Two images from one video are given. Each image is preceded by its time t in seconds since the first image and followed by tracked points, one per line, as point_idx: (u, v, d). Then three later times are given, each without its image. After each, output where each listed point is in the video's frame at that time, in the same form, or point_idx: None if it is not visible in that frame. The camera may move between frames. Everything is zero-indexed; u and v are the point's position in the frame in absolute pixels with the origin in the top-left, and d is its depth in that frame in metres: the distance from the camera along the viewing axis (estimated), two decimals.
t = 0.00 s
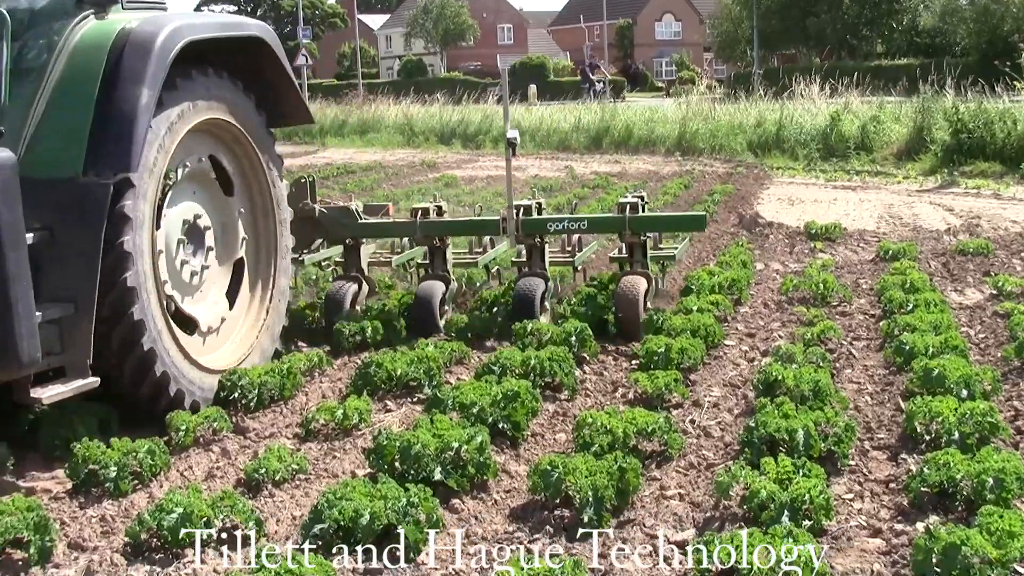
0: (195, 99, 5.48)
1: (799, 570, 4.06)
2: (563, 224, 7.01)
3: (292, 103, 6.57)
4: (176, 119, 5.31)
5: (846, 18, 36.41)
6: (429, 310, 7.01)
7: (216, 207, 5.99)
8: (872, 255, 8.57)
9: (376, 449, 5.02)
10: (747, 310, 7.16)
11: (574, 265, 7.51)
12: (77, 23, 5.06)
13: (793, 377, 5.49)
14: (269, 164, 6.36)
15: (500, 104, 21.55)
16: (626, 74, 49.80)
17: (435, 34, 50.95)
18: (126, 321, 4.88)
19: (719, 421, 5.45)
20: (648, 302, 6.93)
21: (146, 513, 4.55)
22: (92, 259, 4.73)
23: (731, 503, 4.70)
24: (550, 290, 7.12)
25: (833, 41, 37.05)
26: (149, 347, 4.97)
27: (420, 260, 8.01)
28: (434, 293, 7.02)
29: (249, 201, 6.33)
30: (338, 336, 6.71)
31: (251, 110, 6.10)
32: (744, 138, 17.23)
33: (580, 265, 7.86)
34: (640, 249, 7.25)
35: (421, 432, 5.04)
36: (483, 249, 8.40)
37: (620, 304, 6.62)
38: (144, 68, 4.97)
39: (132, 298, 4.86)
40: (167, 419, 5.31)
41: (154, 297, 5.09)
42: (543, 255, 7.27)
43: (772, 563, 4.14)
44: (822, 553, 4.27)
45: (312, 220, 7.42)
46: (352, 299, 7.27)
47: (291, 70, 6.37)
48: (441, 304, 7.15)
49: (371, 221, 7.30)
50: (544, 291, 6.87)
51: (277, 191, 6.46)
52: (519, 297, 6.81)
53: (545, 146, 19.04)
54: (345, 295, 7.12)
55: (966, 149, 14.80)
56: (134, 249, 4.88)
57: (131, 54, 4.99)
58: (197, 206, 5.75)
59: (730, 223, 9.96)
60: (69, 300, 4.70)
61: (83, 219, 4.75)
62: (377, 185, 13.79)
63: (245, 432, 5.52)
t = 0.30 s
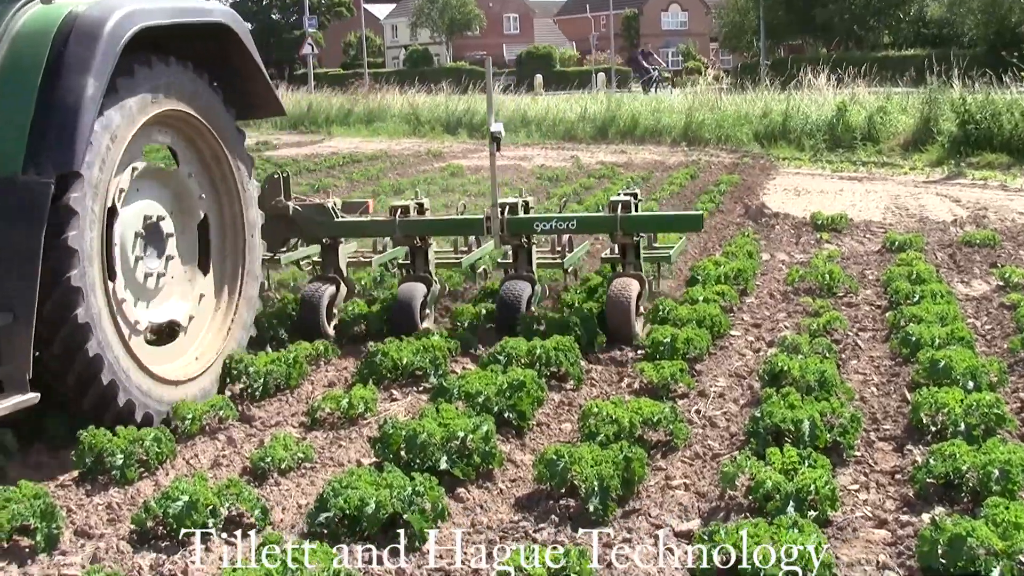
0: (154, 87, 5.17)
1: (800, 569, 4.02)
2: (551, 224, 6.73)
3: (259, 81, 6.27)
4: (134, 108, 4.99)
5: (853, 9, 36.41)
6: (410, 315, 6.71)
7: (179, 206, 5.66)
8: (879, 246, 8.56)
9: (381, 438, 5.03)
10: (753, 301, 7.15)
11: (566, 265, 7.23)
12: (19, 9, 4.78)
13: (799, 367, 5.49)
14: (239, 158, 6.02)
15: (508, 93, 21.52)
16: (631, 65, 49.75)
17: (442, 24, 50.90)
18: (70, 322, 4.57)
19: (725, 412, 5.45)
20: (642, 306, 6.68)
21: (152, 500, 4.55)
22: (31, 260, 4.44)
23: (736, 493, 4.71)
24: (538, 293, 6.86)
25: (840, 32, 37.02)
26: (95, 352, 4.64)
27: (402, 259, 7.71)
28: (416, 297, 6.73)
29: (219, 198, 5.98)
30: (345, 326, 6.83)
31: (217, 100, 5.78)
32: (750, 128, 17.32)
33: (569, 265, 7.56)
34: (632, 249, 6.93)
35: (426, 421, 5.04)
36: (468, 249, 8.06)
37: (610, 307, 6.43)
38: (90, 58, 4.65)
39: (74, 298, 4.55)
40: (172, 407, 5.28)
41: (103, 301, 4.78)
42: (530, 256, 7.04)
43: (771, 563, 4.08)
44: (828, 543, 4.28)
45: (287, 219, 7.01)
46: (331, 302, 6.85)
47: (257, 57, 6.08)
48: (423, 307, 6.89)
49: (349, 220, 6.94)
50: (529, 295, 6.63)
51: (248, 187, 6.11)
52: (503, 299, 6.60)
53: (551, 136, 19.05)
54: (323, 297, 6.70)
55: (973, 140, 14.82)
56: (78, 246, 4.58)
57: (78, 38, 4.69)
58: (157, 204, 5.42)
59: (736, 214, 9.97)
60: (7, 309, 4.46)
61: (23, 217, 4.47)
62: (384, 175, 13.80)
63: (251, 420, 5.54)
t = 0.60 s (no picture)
0: (110, 84, 4.74)
1: (800, 570, 4.01)
2: (541, 229, 6.44)
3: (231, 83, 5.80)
4: (85, 106, 4.57)
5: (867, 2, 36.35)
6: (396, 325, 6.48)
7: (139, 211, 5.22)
8: (892, 241, 8.55)
9: (395, 432, 5.04)
10: (766, 295, 7.15)
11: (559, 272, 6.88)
12: None
13: (812, 362, 5.49)
14: (209, 164, 5.58)
15: (520, 87, 21.55)
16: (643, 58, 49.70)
17: (453, 18, 50.90)
18: (10, 334, 4.22)
19: (738, 407, 5.45)
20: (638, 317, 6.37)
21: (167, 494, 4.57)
22: None
23: (750, 488, 4.71)
24: (530, 302, 6.61)
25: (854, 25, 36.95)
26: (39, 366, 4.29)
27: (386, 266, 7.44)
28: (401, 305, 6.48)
29: (185, 208, 5.54)
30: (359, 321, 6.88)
31: (183, 100, 5.33)
32: (764, 123, 17.37)
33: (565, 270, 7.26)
34: (629, 255, 6.61)
35: (440, 415, 5.05)
36: (457, 254, 7.73)
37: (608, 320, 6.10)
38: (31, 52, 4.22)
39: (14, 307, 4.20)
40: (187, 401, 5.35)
41: (49, 314, 4.38)
42: (521, 262, 6.72)
43: (771, 563, 4.07)
44: (842, 539, 4.28)
45: (263, 223, 6.75)
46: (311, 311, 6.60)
47: (228, 57, 5.63)
48: (407, 317, 6.63)
49: (329, 225, 6.67)
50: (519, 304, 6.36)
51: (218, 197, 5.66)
52: (493, 309, 6.32)
53: (564, 130, 19.06)
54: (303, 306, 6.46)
55: (988, 134, 14.80)
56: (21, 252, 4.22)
57: (17, 30, 4.24)
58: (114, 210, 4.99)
59: (749, 209, 9.97)
60: None
61: None
62: (398, 169, 13.84)
63: (264, 414, 5.58)
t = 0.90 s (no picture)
0: (66, 85, 4.43)
1: (799, 570, 3.99)
2: (535, 237, 6.04)
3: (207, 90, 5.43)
4: (37, 107, 4.27)
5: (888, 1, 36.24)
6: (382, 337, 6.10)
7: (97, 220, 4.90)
8: (914, 239, 8.52)
9: (415, 429, 5.05)
10: (787, 293, 7.14)
11: (555, 284, 6.65)
12: None
13: (833, 360, 5.48)
14: (180, 172, 5.27)
15: (539, 86, 21.58)
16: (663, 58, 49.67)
17: (474, 17, 51.01)
18: None
19: (759, 404, 5.44)
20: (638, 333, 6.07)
21: (188, 488, 4.60)
22: None
23: (770, 485, 4.70)
24: (524, 317, 6.26)
25: (875, 24, 36.86)
26: None
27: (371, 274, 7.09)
28: (388, 316, 6.14)
29: (153, 217, 5.24)
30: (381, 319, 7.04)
31: (151, 104, 5.02)
32: (784, 121, 17.38)
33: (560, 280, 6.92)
34: (629, 266, 6.29)
35: (460, 412, 5.06)
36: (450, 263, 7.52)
37: (604, 332, 5.88)
38: None
39: None
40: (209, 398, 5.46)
41: None
42: (515, 272, 6.37)
43: (772, 563, 4.07)
44: (862, 537, 4.27)
45: (241, 232, 6.34)
46: (295, 323, 6.41)
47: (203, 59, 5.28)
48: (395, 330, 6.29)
49: (311, 233, 6.28)
50: (513, 317, 6.06)
51: (191, 206, 5.36)
52: (485, 322, 6.02)
53: (584, 128, 19.08)
54: (286, 322, 6.26)
55: (1010, 132, 14.75)
56: None
57: None
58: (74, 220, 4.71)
59: (769, 207, 9.96)
60: None
61: None
62: (419, 167, 13.89)
63: (285, 410, 5.61)
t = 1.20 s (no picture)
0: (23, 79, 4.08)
1: (799, 570, 4.03)
2: (535, 244, 5.71)
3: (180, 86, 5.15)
4: None
5: None
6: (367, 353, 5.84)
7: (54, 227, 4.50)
8: (942, 234, 8.48)
9: (440, 421, 5.07)
10: (813, 288, 7.12)
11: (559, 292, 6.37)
12: None
13: (860, 355, 5.46)
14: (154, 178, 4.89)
15: (566, 79, 21.60)
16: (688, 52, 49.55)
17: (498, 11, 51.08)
18: None
19: (784, 399, 5.43)
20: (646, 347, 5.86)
21: (215, 479, 4.62)
22: None
23: (796, 480, 4.69)
24: (522, 328, 6.07)
25: (904, 18, 36.68)
26: None
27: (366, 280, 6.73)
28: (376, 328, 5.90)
29: (124, 227, 4.82)
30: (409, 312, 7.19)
31: (124, 103, 4.67)
32: (812, 115, 17.42)
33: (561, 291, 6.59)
34: (637, 276, 5.93)
35: (485, 404, 5.07)
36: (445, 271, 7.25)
37: (605, 347, 5.66)
38: None
39: None
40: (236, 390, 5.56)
41: None
42: (514, 280, 6.09)
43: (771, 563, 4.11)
44: (888, 532, 4.25)
45: (223, 237, 6.04)
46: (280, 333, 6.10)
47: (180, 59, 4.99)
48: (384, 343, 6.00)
49: (296, 239, 5.97)
50: (510, 329, 5.89)
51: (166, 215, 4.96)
52: (482, 333, 5.87)
53: (610, 122, 19.07)
54: (271, 333, 5.96)
55: None
56: None
57: None
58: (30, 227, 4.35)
59: (796, 201, 9.95)
60: None
61: None
62: (446, 160, 13.95)
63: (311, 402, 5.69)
